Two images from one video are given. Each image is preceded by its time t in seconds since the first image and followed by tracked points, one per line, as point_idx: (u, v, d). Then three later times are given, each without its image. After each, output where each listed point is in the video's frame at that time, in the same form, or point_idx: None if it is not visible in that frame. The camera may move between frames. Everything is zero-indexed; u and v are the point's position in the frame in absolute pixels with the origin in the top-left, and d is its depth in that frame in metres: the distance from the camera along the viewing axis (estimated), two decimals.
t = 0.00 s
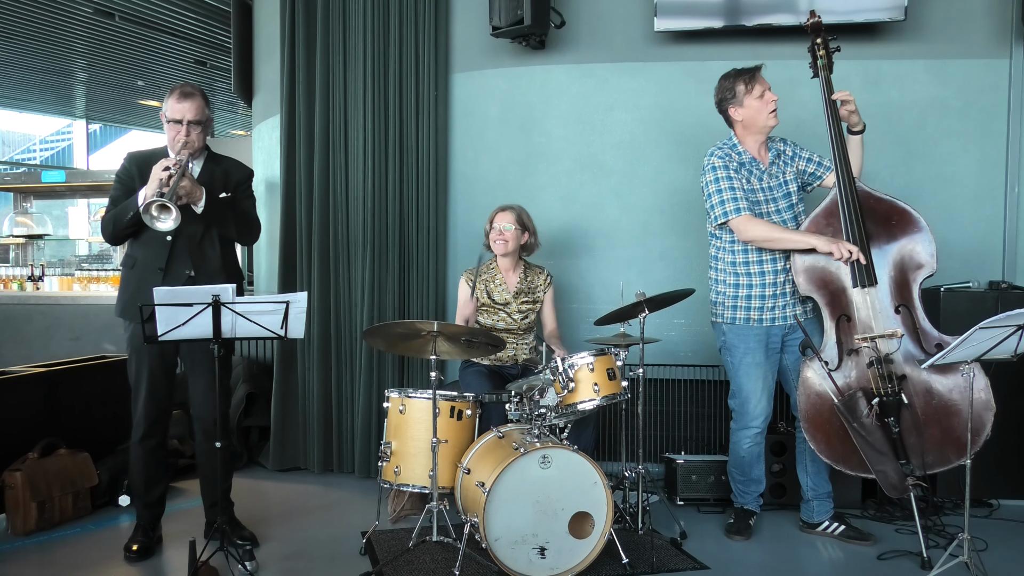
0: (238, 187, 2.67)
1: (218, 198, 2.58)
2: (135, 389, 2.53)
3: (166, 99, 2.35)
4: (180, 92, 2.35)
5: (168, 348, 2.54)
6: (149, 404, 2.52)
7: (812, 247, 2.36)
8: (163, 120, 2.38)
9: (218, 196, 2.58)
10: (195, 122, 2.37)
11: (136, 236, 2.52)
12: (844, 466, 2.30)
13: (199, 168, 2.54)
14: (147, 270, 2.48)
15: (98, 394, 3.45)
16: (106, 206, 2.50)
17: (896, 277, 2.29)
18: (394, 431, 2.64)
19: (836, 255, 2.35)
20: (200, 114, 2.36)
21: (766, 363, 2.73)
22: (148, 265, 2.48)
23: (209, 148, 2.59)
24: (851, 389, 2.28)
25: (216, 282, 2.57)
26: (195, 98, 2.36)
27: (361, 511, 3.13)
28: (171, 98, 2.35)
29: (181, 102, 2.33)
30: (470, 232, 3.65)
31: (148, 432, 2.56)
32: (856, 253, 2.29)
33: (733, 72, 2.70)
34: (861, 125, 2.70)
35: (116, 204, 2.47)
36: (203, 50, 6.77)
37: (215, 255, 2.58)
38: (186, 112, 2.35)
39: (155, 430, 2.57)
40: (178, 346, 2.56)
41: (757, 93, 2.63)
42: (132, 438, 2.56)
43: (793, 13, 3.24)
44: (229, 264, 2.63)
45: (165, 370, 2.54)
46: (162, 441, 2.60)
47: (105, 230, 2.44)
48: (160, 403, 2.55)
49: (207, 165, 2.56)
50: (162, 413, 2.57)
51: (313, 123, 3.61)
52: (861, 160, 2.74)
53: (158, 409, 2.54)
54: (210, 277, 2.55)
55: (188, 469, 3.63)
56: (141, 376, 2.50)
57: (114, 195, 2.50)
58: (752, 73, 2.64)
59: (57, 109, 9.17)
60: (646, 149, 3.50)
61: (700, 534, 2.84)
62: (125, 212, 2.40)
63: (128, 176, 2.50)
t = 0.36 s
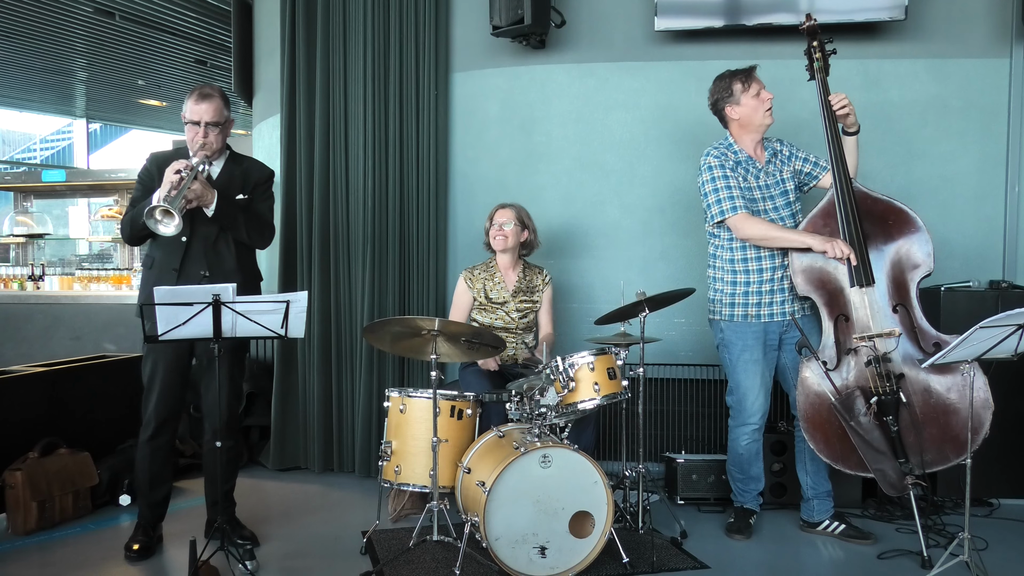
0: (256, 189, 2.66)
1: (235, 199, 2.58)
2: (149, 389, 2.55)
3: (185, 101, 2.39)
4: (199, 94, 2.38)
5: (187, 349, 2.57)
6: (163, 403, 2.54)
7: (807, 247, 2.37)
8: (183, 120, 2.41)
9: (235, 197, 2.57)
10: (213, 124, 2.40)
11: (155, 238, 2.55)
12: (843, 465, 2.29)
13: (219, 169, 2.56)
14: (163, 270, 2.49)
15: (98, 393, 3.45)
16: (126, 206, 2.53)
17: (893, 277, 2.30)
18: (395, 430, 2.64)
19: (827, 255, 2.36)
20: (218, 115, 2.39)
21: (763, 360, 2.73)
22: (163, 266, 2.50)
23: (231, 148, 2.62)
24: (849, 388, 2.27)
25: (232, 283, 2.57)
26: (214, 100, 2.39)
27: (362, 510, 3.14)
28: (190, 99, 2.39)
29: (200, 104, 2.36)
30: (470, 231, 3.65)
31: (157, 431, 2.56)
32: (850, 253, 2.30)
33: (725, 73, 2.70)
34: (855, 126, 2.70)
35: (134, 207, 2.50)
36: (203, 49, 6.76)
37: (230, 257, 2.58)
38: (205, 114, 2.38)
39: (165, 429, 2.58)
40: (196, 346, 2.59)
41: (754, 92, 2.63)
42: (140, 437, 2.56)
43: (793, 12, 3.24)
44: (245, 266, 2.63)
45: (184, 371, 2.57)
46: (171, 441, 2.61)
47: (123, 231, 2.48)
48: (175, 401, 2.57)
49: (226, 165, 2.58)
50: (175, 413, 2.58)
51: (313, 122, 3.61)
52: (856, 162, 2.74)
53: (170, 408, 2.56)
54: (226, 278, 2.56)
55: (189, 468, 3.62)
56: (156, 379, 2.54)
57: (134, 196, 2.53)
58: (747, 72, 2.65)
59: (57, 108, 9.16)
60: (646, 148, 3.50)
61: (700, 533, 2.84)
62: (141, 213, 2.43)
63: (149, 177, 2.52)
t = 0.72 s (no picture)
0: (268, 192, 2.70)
1: (246, 203, 2.62)
2: (159, 390, 2.56)
3: (198, 106, 2.41)
4: (211, 99, 2.40)
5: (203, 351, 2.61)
6: (172, 404, 2.55)
7: (809, 247, 2.38)
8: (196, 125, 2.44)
9: (248, 202, 2.63)
10: (224, 129, 2.42)
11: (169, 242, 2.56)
12: (843, 464, 2.30)
13: (233, 172, 2.61)
14: (174, 274, 2.50)
15: (99, 393, 3.45)
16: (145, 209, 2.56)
17: (894, 277, 2.30)
18: (394, 430, 2.64)
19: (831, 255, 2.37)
20: (230, 119, 2.42)
21: (762, 357, 2.73)
22: (173, 271, 2.51)
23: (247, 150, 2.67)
24: (850, 387, 2.27)
25: (244, 286, 2.58)
26: (225, 104, 2.41)
27: (362, 510, 3.14)
28: (203, 104, 2.41)
29: (211, 109, 2.38)
30: (470, 230, 3.65)
31: (166, 430, 2.57)
32: (851, 253, 2.31)
33: (722, 74, 2.71)
34: (859, 117, 2.70)
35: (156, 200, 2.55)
36: (203, 49, 6.76)
37: (240, 261, 2.58)
38: (216, 119, 2.40)
39: (174, 428, 2.58)
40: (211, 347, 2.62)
41: (751, 87, 2.64)
42: (148, 436, 2.57)
43: (793, 11, 3.24)
44: (256, 270, 2.63)
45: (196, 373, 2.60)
46: (179, 442, 2.61)
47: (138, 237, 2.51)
48: (183, 401, 2.58)
49: (242, 168, 2.63)
50: (185, 413, 2.59)
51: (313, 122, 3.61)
52: (859, 154, 2.75)
53: (180, 410, 2.57)
54: (236, 280, 2.56)
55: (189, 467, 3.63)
56: (164, 380, 2.55)
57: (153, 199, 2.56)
58: (744, 69, 2.66)
59: (57, 108, 9.16)
60: (646, 148, 3.50)
61: (700, 532, 2.85)
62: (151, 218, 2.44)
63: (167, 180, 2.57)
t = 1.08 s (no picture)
0: (276, 193, 2.69)
1: (253, 204, 2.63)
2: (164, 388, 2.57)
3: (208, 105, 2.42)
4: (221, 98, 2.42)
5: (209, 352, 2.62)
6: (177, 404, 2.56)
7: (812, 246, 2.39)
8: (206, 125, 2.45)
9: (255, 202, 2.62)
10: (233, 128, 2.42)
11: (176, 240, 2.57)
12: (847, 462, 2.30)
13: (243, 170, 2.62)
14: (180, 273, 2.52)
15: (101, 393, 3.45)
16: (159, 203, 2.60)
17: (901, 276, 2.29)
18: (396, 430, 2.64)
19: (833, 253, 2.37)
20: (238, 119, 2.42)
21: (765, 356, 2.73)
22: (179, 270, 2.52)
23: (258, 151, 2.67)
24: (855, 386, 2.27)
25: (247, 287, 2.58)
26: (234, 104, 2.43)
27: (364, 510, 3.14)
28: (212, 104, 2.43)
29: (221, 108, 2.40)
30: (472, 230, 3.65)
31: (172, 429, 2.57)
32: (854, 252, 2.32)
33: (736, 71, 2.72)
34: (872, 111, 2.62)
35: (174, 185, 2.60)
36: (205, 49, 6.77)
37: (245, 261, 2.58)
38: (224, 118, 2.41)
39: (183, 424, 2.59)
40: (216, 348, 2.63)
41: (765, 86, 2.64)
42: (154, 434, 2.57)
43: (795, 11, 3.23)
44: (261, 271, 2.62)
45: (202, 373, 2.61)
46: (186, 441, 2.61)
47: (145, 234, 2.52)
48: (191, 402, 2.58)
49: (252, 168, 2.63)
50: (191, 413, 2.60)
51: (315, 121, 3.61)
52: (871, 153, 2.71)
53: (185, 409, 2.57)
54: (239, 280, 2.56)
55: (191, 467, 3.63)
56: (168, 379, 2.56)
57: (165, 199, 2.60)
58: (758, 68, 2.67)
59: (60, 107, 9.17)
60: (647, 147, 3.50)
61: (702, 532, 2.85)
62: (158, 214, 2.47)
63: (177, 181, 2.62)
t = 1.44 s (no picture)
0: (281, 193, 2.70)
1: (256, 201, 2.63)
2: (164, 386, 2.57)
3: (219, 102, 2.45)
4: (232, 96, 2.44)
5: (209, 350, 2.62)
6: (177, 402, 2.56)
7: (822, 242, 2.38)
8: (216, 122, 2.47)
9: (258, 200, 2.62)
10: (242, 124, 2.44)
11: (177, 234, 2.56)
12: (851, 460, 2.31)
13: (248, 169, 2.63)
14: (180, 267, 2.51)
15: (102, 391, 3.45)
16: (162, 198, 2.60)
17: (911, 275, 2.30)
18: (398, 429, 2.64)
19: (842, 250, 2.37)
20: (249, 116, 2.45)
21: (769, 355, 2.73)
22: (179, 263, 2.51)
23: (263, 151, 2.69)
24: (863, 384, 2.26)
25: (247, 283, 2.57)
26: (245, 101, 2.45)
27: (365, 509, 3.14)
28: (224, 101, 2.45)
29: (231, 104, 2.42)
30: (473, 229, 3.65)
31: (172, 427, 2.57)
32: (864, 248, 2.31)
33: (763, 67, 2.67)
34: (887, 109, 2.59)
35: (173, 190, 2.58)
36: (208, 49, 6.78)
37: (245, 260, 2.57)
38: (235, 114, 2.44)
39: (184, 421, 2.59)
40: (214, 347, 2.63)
41: (790, 89, 2.62)
42: (154, 433, 2.57)
43: (797, 11, 3.23)
44: (260, 269, 2.61)
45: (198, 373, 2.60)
46: (186, 439, 2.61)
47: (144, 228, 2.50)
48: (190, 399, 2.58)
49: (256, 166, 2.64)
50: (190, 412, 2.59)
51: (316, 121, 3.62)
52: (886, 150, 2.69)
53: (185, 407, 2.57)
54: (238, 277, 2.55)
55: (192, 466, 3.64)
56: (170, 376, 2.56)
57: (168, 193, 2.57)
58: (786, 68, 2.63)
59: (61, 107, 9.18)
60: (648, 147, 3.50)
61: (703, 532, 2.85)
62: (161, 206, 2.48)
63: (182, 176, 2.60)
